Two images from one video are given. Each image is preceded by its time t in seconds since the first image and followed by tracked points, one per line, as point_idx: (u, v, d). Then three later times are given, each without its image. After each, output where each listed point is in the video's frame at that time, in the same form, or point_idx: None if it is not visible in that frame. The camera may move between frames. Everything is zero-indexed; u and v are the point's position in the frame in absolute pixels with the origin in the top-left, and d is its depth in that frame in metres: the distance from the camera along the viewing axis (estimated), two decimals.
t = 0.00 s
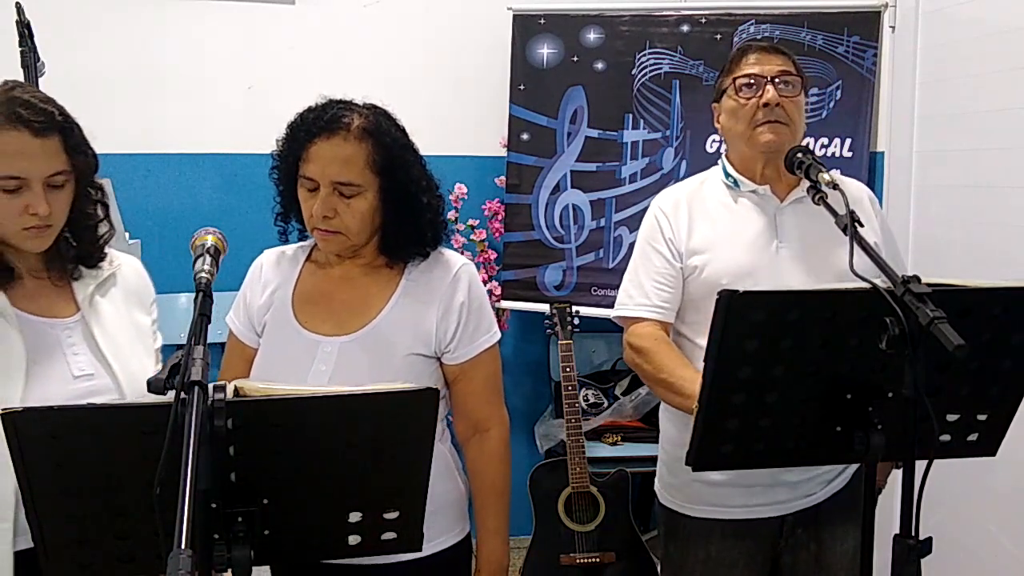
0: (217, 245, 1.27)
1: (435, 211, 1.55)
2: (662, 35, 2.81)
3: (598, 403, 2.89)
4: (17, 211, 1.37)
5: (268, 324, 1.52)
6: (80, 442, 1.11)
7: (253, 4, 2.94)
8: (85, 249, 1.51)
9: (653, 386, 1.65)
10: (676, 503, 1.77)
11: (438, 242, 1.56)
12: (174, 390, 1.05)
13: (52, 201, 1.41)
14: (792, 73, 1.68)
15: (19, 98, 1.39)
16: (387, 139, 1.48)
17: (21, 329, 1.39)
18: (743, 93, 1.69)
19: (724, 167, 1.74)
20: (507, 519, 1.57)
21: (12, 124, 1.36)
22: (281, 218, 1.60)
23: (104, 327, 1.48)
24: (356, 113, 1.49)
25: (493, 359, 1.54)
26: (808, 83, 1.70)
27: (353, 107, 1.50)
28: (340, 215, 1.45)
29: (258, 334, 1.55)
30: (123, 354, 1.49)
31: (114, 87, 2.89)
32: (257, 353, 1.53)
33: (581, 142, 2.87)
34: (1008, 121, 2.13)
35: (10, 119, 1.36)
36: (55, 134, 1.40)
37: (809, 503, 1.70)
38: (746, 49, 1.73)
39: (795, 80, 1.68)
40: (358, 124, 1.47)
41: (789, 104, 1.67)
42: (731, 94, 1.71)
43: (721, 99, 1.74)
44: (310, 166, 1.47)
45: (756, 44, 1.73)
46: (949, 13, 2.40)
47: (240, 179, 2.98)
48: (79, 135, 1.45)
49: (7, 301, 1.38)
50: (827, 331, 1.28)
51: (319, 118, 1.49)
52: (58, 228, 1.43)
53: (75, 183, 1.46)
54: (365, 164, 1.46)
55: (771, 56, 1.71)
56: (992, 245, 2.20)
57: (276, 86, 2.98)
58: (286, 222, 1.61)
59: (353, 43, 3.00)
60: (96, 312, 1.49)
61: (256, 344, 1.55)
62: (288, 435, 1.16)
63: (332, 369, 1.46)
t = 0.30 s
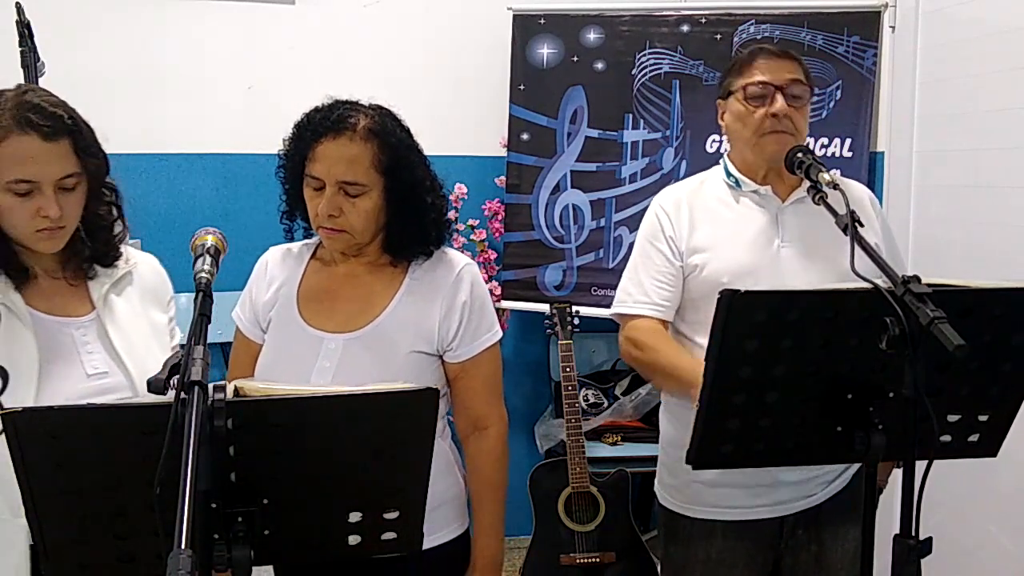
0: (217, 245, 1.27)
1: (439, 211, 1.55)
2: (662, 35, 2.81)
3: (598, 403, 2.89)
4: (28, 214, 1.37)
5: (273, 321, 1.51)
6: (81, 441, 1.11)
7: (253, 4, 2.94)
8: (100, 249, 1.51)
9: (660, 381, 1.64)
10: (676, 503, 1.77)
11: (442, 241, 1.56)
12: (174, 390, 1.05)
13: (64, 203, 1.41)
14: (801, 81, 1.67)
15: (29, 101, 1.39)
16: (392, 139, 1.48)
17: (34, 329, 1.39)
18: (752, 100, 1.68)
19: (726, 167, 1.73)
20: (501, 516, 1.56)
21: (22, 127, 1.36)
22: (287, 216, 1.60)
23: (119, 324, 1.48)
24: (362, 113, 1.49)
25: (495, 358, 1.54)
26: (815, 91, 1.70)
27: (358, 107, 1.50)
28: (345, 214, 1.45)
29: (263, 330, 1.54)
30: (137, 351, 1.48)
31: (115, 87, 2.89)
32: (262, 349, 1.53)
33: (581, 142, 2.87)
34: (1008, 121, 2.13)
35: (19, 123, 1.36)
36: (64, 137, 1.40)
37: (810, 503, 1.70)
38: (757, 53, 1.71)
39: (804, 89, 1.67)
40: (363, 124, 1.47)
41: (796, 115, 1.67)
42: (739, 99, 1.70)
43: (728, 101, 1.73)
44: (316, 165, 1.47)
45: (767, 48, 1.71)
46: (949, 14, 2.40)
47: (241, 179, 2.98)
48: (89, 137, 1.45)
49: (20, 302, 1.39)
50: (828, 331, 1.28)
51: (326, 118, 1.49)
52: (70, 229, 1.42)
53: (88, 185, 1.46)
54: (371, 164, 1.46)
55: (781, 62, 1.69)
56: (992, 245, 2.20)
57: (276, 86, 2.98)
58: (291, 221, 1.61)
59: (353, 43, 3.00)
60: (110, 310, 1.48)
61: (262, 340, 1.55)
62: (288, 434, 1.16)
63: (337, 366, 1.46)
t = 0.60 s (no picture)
0: (216, 245, 1.27)
1: (441, 211, 1.56)
2: (662, 35, 2.81)
3: (598, 403, 2.89)
4: (42, 218, 1.37)
5: (277, 320, 1.51)
6: (81, 441, 1.11)
7: (253, 4, 2.94)
8: (114, 252, 1.51)
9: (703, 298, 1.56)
10: (677, 503, 1.76)
11: (444, 240, 1.57)
12: (174, 390, 1.05)
13: (78, 208, 1.40)
14: (819, 93, 1.63)
15: (44, 106, 1.39)
16: (395, 139, 1.49)
17: (48, 332, 1.39)
18: (768, 106, 1.64)
19: (732, 164, 1.73)
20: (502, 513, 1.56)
21: (36, 133, 1.36)
22: (289, 217, 1.60)
23: (132, 327, 1.48)
24: (365, 114, 1.49)
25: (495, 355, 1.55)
26: (830, 100, 1.66)
27: (361, 108, 1.51)
28: (350, 215, 1.46)
29: (266, 329, 1.54)
30: (151, 353, 1.49)
31: (115, 87, 2.89)
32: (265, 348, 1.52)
33: (581, 142, 2.87)
34: (1008, 121, 2.12)
35: (33, 128, 1.36)
36: (78, 142, 1.40)
37: (810, 503, 1.70)
38: (778, 56, 1.65)
39: (820, 101, 1.63)
40: (367, 124, 1.48)
41: (811, 127, 1.64)
42: (755, 102, 1.65)
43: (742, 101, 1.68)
44: (321, 166, 1.47)
45: (789, 52, 1.65)
46: (949, 14, 2.40)
47: (241, 179, 2.98)
48: (103, 141, 1.45)
49: (34, 305, 1.39)
50: (828, 331, 1.28)
51: (330, 119, 1.49)
52: (84, 233, 1.42)
53: (101, 189, 1.46)
54: (375, 164, 1.46)
55: (801, 69, 1.64)
56: (992, 245, 2.20)
57: (276, 87, 2.98)
58: (294, 221, 1.60)
59: (353, 43, 3.00)
60: (124, 313, 1.49)
61: (265, 340, 1.54)
62: (288, 434, 1.16)
63: (342, 366, 1.46)
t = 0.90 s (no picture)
0: (217, 245, 1.27)
1: (441, 210, 1.56)
2: (662, 35, 2.81)
3: (598, 402, 2.89)
4: (51, 223, 1.37)
5: (277, 320, 1.50)
6: (82, 440, 1.11)
7: (253, 4, 2.94)
8: (125, 256, 1.50)
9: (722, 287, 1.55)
10: (677, 503, 1.77)
11: (444, 240, 1.57)
12: (174, 390, 1.05)
13: (88, 212, 1.41)
14: (828, 97, 1.63)
15: (55, 112, 1.39)
16: (397, 139, 1.49)
17: (56, 335, 1.40)
18: (777, 108, 1.63)
19: (738, 164, 1.73)
20: (501, 508, 1.57)
21: (45, 139, 1.37)
22: (287, 218, 1.60)
23: (139, 330, 1.47)
24: (366, 114, 1.49)
25: (493, 354, 1.55)
26: (837, 105, 1.66)
27: (362, 108, 1.51)
28: (352, 215, 1.46)
29: (265, 330, 1.53)
30: (159, 356, 1.48)
31: (115, 87, 2.89)
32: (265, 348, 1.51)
33: (581, 142, 2.87)
34: (1008, 121, 2.12)
35: (43, 134, 1.37)
36: (87, 147, 1.40)
37: (810, 503, 1.70)
38: (788, 57, 1.65)
39: (829, 106, 1.64)
40: (368, 125, 1.48)
41: (817, 132, 1.64)
42: (763, 102, 1.64)
43: (750, 100, 1.67)
44: (323, 166, 1.46)
45: (799, 54, 1.65)
46: (949, 13, 2.40)
47: (241, 179, 2.98)
48: (114, 146, 1.44)
49: (43, 308, 1.40)
50: (827, 331, 1.28)
51: (331, 119, 1.48)
52: (94, 238, 1.42)
53: (112, 194, 1.45)
54: (377, 164, 1.47)
55: (810, 72, 1.64)
56: (991, 245, 2.21)
57: (276, 87, 2.98)
58: (292, 223, 1.60)
59: (353, 43, 3.00)
60: (133, 317, 1.48)
61: (265, 340, 1.53)
62: (288, 435, 1.16)
63: (346, 366, 1.46)
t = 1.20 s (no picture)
0: (216, 245, 1.27)
1: (439, 210, 1.56)
2: (662, 35, 2.81)
3: (598, 402, 2.89)
4: (46, 222, 1.37)
5: (274, 321, 1.50)
6: (82, 440, 1.11)
7: (253, 4, 2.94)
8: (122, 255, 1.50)
9: (725, 287, 1.54)
10: (678, 503, 1.76)
11: (440, 240, 1.57)
12: (174, 390, 1.05)
13: (83, 211, 1.40)
14: (831, 101, 1.63)
15: (50, 110, 1.39)
16: (396, 139, 1.49)
17: (53, 333, 1.40)
18: (781, 112, 1.63)
19: (737, 164, 1.73)
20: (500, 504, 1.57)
21: (40, 138, 1.37)
22: (285, 218, 1.59)
23: (137, 329, 1.47)
24: (365, 114, 1.49)
25: (489, 354, 1.56)
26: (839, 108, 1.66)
27: (361, 108, 1.51)
28: (352, 214, 1.46)
29: (263, 331, 1.52)
30: (156, 356, 1.48)
31: (115, 87, 2.89)
32: (263, 349, 1.51)
33: (581, 142, 2.87)
34: (1008, 121, 2.12)
35: (37, 133, 1.36)
36: (81, 146, 1.39)
37: (810, 503, 1.70)
38: (792, 60, 1.64)
39: (832, 110, 1.63)
40: (367, 124, 1.48)
41: (819, 136, 1.64)
42: (767, 105, 1.64)
43: (753, 101, 1.67)
44: (322, 166, 1.46)
45: (803, 56, 1.64)
46: (950, 13, 2.40)
47: (241, 179, 2.98)
48: (108, 143, 1.44)
49: (40, 307, 1.40)
50: (827, 331, 1.28)
51: (330, 119, 1.48)
52: (90, 236, 1.42)
53: (108, 193, 1.45)
54: (377, 164, 1.47)
55: (814, 76, 1.63)
56: (991, 245, 2.21)
57: (276, 87, 2.98)
58: (290, 223, 1.59)
59: (353, 43, 3.00)
60: (131, 316, 1.48)
61: (262, 341, 1.53)
62: (288, 436, 1.16)
63: (345, 366, 1.45)
